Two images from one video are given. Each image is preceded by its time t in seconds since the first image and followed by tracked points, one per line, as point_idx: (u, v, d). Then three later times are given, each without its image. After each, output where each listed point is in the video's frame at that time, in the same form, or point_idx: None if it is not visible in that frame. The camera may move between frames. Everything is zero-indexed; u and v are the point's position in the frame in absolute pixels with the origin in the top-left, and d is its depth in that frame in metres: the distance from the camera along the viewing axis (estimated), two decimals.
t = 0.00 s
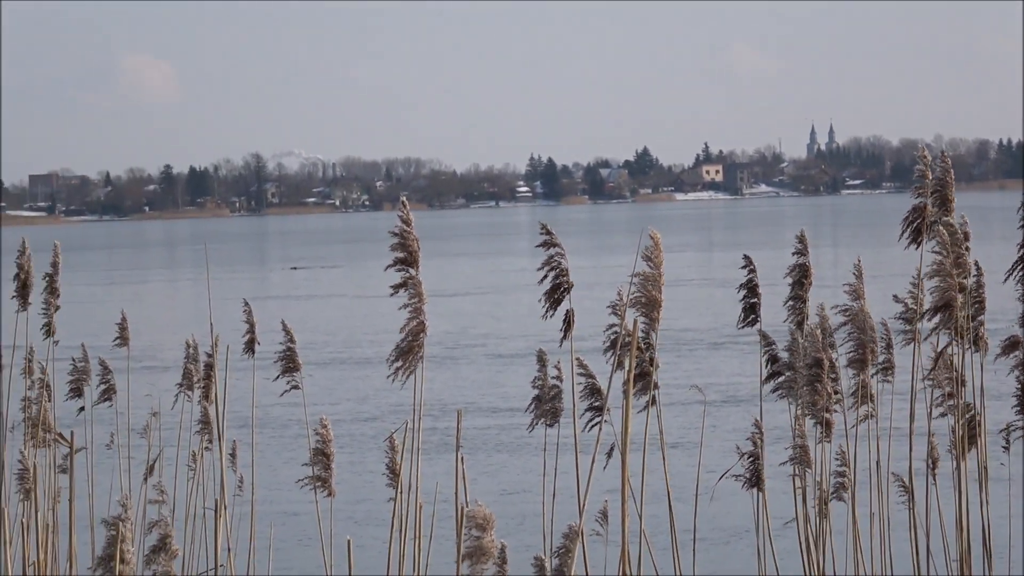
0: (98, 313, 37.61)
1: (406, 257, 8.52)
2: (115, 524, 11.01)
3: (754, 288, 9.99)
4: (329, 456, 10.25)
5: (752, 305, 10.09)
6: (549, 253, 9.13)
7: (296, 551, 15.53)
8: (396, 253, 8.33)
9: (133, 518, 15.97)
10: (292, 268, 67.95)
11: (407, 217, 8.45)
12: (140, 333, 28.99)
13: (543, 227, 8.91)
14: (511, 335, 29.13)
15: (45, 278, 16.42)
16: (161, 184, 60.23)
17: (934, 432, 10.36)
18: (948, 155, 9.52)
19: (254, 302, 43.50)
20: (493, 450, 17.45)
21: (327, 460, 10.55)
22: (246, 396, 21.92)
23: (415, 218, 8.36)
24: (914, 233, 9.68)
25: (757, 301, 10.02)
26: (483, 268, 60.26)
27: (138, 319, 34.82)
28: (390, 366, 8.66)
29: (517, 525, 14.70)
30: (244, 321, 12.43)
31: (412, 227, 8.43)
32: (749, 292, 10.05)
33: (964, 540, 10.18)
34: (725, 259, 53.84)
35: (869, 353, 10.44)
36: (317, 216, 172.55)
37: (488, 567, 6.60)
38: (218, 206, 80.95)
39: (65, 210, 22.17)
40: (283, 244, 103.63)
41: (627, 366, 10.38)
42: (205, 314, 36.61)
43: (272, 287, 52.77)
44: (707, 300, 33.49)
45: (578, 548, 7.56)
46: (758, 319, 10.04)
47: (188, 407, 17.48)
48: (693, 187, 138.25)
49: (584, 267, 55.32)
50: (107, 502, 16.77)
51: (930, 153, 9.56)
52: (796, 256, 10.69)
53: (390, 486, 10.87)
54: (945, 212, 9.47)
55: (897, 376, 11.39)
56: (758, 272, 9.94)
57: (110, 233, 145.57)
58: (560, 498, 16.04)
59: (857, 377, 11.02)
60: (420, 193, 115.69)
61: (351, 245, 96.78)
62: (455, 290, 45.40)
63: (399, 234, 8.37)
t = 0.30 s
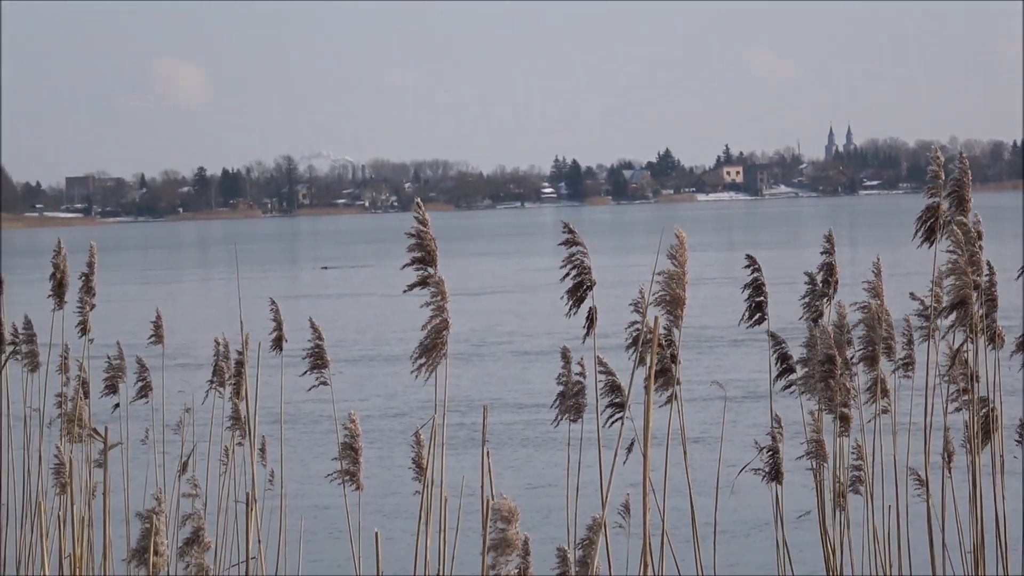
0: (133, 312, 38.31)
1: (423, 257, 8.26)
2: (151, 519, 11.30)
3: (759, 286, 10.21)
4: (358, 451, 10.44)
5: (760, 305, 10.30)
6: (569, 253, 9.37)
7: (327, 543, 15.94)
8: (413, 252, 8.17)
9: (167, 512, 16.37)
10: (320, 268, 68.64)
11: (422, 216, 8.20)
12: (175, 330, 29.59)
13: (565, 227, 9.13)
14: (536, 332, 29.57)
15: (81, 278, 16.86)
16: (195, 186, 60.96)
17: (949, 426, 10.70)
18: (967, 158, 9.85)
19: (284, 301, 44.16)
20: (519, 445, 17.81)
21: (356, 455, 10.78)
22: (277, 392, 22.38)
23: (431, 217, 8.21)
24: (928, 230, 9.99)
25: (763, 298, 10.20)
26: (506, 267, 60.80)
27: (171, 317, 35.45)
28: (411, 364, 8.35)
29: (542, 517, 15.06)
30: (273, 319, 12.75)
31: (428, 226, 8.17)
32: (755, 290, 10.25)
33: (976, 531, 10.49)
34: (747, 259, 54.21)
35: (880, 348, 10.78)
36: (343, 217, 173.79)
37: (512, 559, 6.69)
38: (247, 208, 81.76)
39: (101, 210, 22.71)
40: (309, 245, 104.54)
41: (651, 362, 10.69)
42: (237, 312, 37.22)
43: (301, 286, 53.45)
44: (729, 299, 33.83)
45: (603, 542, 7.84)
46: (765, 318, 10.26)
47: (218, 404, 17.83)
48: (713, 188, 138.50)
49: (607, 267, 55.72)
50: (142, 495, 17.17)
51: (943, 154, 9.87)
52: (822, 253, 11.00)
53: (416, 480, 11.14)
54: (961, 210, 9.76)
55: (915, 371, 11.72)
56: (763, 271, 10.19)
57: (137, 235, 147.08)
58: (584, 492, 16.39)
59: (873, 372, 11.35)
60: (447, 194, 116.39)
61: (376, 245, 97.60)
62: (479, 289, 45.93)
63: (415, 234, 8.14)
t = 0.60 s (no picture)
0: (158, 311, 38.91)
1: (439, 257, 8.46)
2: (176, 511, 11.49)
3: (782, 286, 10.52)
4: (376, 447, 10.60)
5: (782, 302, 10.59)
6: (581, 252, 9.67)
7: (348, 537, 16.31)
8: (430, 253, 8.37)
9: (191, 505, 16.76)
10: (339, 268, 69.28)
11: (439, 217, 8.43)
12: (199, 330, 30.11)
13: (576, 227, 9.42)
14: (552, 331, 29.99)
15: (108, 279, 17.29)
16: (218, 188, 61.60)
17: (955, 420, 11.02)
18: (973, 159, 10.22)
19: (304, 301, 44.72)
20: (535, 441, 18.18)
21: (374, 450, 10.95)
22: (298, 389, 22.82)
23: (448, 219, 8.41)
24: (933, 232, 10.33)
25: (786, 298, 10.51)
26: (522, 267, 61.26)
27: (194, 317, 36.01)
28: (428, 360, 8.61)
29: (558, 511, 15.41)
30: (296, 318, 13.11)
31: (445, 227, 8.40)
32: (779, 290, 10.56)
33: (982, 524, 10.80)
34: (761, 259, 54.59)
35: (889, 346, 11.10)
36: (361, 219, 174.73)
37: (528, 551, 6.95)
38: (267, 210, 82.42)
39: (127, 211, 23.22)
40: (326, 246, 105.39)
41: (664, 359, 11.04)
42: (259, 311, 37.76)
43: (320, 286, 54.02)
44: (742, 299, 34.20)
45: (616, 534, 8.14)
46: (787, 317, 10.55)
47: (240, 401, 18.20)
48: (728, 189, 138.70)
49: (621, 267, 56.11)
50: (167, 489, 17.58)
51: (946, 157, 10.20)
52: (833, 254, 11.41)
53: (432, 475, 11.40)
54: (966, 211, 10.11)
55: (922, 369, 12.06)
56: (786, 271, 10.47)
57: (157, 236, 148.40)
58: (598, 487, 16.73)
59: (882, 369, 11.65)
60: (463, 196, 116.98)
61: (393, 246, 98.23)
62: (496, 289, 46.40)
63: (432, 235, 8.33)
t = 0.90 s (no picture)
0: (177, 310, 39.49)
1: (456, 256, 8.79)
2: (196, 506, 11.78)
3: (784, 284, 10.85)
4: (392, 444, 10.93)
5: (784, 300, 10.91)
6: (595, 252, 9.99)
7: (364, 532, 16.69)
8: (447, 253, 8.72)
9: (210, 501, 17.14)
10: (354, 268, 69.85)
11: (456, 218, 8.78)
12: (217, 329, 30.62)
13: (589, 228, 9.75)
14: (563, 329, 30.38)
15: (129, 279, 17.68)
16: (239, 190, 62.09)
17: (958, 416, 11.33)
18: (977, 160, 10.37)
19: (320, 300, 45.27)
20: (547, 437, 18.53)
21: (389, 443, 11.11)
22: (314, 387, 23.24)
23: (465, 220, 8.76)
24: (936, 230, 10.65)
25: (788, 295, 10.84)
26: (534, 267, 61.72)
27: (211, 315, 36.54)
28: (442, 357, 8.95)
29: (569, 506, 15.75)
30: (312, 317, 13.47)
31: (461, 228, 8.75)
32: (781, 288, 10.89)
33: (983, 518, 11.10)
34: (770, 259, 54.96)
35: (894, 344, 11.41)
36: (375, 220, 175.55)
37: (540, 543, 7.34)
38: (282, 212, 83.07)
39: (149, 212, 23.68)
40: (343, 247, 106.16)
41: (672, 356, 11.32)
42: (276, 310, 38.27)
43: (335, 286, 54.58)
44: (751, 298, 34.56)
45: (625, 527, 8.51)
46: (791, 314, 10.86)
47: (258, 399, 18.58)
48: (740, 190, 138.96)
49: (632, 267, 56.51)
50: (186, 485, 17.96)
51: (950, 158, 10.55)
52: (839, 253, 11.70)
53: (447, 469, 11.58)
54: (970, 211, 10.43)
55: (925, 365, 12.37)
56: (789, 270, 10.79)
57: (176, 237, 149.80)
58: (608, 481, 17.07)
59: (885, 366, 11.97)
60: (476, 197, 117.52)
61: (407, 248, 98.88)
62: (508, 289, 46.86)
63: (450, 234, 8.70)
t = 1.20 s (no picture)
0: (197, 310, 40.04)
1: (470, 257, 9.16)
2: (215, 501, 12.02)
3: (792, 284, 11.18)
4: (408, 440, 11.22)
5: (792, 299, 11.27)
6: (604, 252, 10.34)
7: (380, 527, 17.09)
8: (460, 254, 9.08)
9: (230, 497, 17.56)
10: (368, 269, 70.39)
11: (469, 219, 9.14)
12: (236, 328, 31.12)
13: (599, 228, 10.10)
14: (575, 328, 30.79)
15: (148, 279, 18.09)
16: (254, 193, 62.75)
17: (962, 411, 11.67)
18: (977, 162, 10.81)
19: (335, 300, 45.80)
20: (558, 433, 18.92)
21: (405, 439, 11.42)
22: (331, 384, 23.67)
23: (478, 221, 9.11)
24: (934, 231, 10.99)
25: (795, 294, 11.16)
26: (546, 268, 62.17)
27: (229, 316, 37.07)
28: (454, 355, 9.30)
29: (581, 501, 16.14)
30: (328, 316, 13.82)
31: (474, 229, 9.10)
32: (789, 287, 11.21)
33: (987, 509, 11.43)
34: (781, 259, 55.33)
35: (897, 341, 11.76)
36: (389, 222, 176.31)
37: (550, 536, 7.69)
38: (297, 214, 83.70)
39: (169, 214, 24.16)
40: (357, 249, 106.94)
41: (681, 353, 11.63)
42: (293, 311, 38.79)
43: (351, 287, 55.12)
44: (761, 296, 34.94)
45: (634, 521, 8.86)
46: (797, 312, 11.19)
47: (276, 397, 18.99)
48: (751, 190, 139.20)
49: (642, 267, 56.87)
50: (207, 481, 18.38)
51: (947, 161, 10.89)
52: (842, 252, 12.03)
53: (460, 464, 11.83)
54: (971, 211, 10.74)
55: (927, 361, 12.72)
56: (796, 269, 11.10)
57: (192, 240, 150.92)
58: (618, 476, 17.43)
59: (889, 362, 12.32)
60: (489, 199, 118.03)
61: (421, 249, 99.45)
62: (521, 288, 47.32)
63: (463, 236, 9.05)
